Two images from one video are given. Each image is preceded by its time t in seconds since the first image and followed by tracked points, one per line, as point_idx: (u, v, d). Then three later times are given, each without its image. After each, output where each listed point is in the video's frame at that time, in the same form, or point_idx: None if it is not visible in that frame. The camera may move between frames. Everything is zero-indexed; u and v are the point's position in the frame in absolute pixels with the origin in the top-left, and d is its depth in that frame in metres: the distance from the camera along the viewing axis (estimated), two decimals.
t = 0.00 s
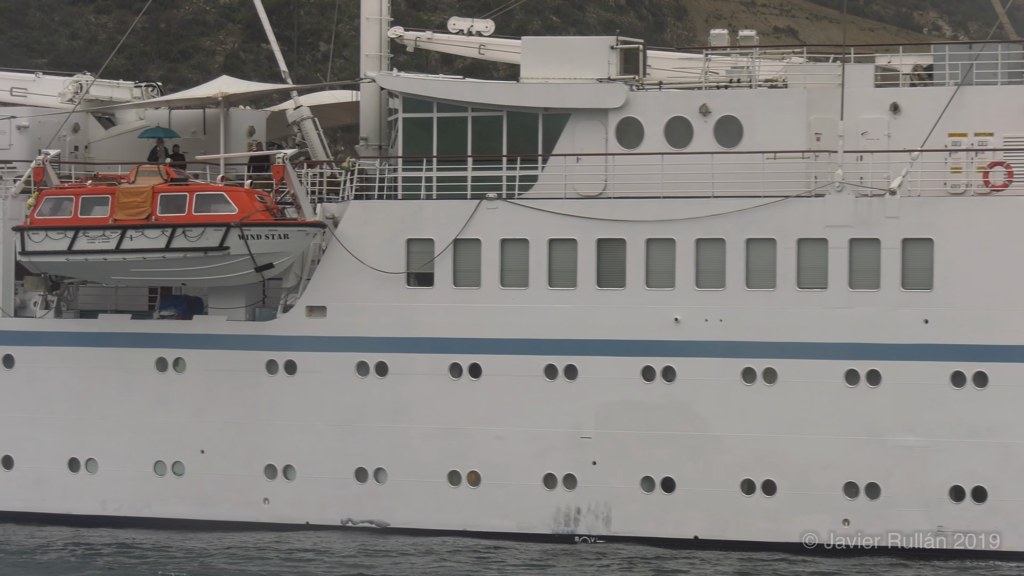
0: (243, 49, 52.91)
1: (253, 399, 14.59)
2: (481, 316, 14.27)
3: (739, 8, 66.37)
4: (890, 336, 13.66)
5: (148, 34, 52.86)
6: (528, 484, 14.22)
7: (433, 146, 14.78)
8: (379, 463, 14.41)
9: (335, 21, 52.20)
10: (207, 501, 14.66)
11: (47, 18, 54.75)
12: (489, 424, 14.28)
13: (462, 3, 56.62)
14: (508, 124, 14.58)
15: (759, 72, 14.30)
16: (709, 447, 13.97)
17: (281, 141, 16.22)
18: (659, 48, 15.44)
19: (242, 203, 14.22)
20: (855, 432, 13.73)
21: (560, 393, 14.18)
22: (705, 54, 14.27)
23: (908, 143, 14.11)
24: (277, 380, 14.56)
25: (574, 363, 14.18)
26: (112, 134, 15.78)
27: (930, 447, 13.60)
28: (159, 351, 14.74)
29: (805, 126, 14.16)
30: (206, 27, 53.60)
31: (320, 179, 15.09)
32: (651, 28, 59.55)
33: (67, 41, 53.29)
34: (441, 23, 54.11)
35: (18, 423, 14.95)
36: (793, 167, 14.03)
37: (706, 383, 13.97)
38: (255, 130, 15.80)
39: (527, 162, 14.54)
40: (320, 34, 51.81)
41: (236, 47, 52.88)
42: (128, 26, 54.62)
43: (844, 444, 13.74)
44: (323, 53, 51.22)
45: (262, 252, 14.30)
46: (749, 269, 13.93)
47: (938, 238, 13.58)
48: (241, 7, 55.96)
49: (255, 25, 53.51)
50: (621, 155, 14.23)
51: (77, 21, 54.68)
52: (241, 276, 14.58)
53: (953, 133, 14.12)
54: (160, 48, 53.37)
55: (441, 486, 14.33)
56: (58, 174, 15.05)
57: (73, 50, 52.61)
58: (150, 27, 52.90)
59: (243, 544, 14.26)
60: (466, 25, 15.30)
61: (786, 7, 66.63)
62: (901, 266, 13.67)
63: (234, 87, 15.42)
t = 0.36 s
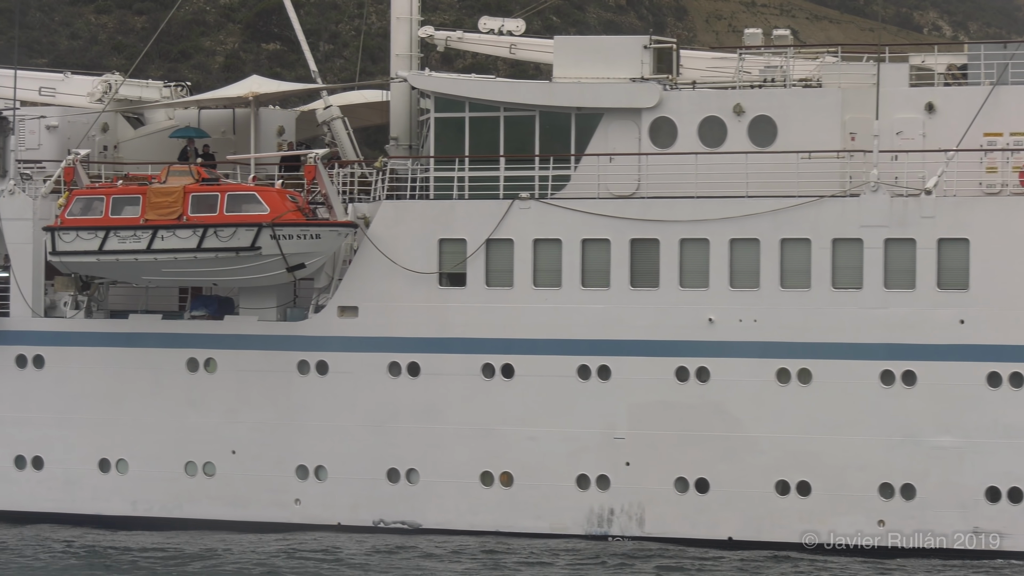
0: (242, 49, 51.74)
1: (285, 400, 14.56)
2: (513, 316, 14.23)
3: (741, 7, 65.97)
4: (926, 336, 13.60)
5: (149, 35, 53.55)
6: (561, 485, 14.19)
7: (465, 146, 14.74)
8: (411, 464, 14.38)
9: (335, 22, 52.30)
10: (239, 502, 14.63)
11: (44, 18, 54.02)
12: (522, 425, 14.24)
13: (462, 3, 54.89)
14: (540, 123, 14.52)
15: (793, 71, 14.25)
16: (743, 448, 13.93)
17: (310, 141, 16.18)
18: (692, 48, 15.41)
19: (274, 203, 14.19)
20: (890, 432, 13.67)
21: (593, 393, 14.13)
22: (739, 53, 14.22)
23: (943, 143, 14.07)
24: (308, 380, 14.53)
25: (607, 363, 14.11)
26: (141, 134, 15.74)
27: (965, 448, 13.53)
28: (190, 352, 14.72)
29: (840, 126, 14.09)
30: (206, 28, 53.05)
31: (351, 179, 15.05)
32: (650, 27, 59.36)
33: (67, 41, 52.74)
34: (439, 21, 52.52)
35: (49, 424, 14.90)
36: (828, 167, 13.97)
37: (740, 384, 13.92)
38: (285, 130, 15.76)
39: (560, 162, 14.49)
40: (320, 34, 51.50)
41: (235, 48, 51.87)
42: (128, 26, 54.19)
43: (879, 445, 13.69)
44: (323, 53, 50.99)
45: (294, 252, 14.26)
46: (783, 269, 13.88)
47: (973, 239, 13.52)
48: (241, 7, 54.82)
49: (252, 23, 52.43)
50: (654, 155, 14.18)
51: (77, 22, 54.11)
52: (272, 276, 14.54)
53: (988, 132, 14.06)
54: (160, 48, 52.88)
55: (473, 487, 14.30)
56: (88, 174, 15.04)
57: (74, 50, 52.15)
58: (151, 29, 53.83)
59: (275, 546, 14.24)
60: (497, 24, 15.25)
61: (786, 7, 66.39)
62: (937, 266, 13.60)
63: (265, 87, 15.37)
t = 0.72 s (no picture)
0: (242, 49, 50.76)
1: (316, 400, 14.52)
2: (547, 316, 14.19)
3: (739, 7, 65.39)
4: (962, 336, 13.52)
5: (149, 34, 52.76)
6: (595, 485, 14.15)
7: (498, 146, 14.70)
8: (444, 465, 14.33)
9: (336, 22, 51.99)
10: (271, 503, 14.59)
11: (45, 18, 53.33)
12: (555, 425, 14.20)
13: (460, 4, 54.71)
14: (573, 123, 14.48)
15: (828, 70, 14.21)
16: (778, 449, 13.88)
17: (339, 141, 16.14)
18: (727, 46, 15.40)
19: (306, 203, 14.15)
20: (925, 433, 13.59)
21: (627, 394, 14.08)
22: (774, 52, 14.18)
23: (979, 143, 14.02)
24: (340, 381, 14.49)
25: (641, 363, 14.07)
26: (171, 133, 15.72)
27: (1002, 448, 13.43)
28: (221, 352, 14.68)
29: (875, 125, 14.04)
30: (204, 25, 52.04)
31: (382, 178, 15.01)
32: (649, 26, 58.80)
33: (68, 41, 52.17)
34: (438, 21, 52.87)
35: (79, 424, 14.84)
36: (863, 166, 13.92)
37: (775, 384, 13.87)
38: (314, 129, 15.73)
39: (593, 161, 14.45)
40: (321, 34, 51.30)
41: (235, 48, 51.07)
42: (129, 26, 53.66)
43: (914, 446, 13.61)
44: (323, 53, 50.74)
45: (327, 252, 14.21)
46: (817, 269, 13.82)
47: (1010, 238, 13.45)
48: (241, 7, 53.59)
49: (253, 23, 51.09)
50: (688, 154, 14.13)
51: (77, 21, 53.12)
52: (304, 276, 14.50)
53: None
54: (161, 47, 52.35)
55: (506, 487, 14.26)
56: (119, 174, 15.00)
57: (75, 50, 51.50)
58: (151, 27, 52.97)
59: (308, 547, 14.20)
60: (528, 24, 15.22)
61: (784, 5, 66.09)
62: (973, 266, 13.52)
63: (295, 86, 15.35)
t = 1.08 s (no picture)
0: (243, 49, 50.24)
1: (348, 400, 14.48)
2: (580, 316, 14.14)
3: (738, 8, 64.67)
4: (998, 336, 13.44)
5: (149, 34, 51.82)
6: (629, 486, 14.10)
7: (530, 145, 14.66)
8: (477, 465, 14.29)
9: (336, 22, 51.69)
10: (303, 503, 14.55)
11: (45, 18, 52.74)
12: (589, 425, 14.15)
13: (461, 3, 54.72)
14: (607, 122, 14.44)
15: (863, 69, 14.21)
16: (813, 449, 13.83)
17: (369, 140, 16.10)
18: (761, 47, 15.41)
19: (338, 202, 14.11)
20: (961, 433, 13.51)
21: (661, 394, 14.03)
22: (810, 51, 14.19)
23: (1015, 142, 13.98)
24: (372, 381, 14.45)
25: (675, 363, 14.02)
26: (201, 133, 15.70)
27: None
28: (253, 352, 14.64)
29: (910, 124, 14.04)
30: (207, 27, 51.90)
31: (414, 178, 14.98)
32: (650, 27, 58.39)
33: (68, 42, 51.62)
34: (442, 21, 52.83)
35: (110, 424, 14.80)
36: (899, 166, 13.87)
37: (810, 385, 13.81)
38: (345, 129, 15.69)
39: (627, 161, 14.40)
40: (321, 34, 51.00)
41: (236, 47, 50.36)
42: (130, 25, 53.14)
43: (950, 447, 13.54)
44: (324, 53, 50.57)
45: (359, 251, 14.17)
46: (852, 269, 13.75)
47: None
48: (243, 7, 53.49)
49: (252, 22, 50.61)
50: (723, 154, 14.10)
51: (78, 21, 52.41)
52: (336, 276, 14.46)
53: None
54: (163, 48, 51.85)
55: (539, 488, 14.21)
56: (149, 174, 14.97)
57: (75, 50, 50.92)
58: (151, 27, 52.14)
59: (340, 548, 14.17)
60: (559, 23, 15.23)
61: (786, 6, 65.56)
62: (1010, 266, 13.43)
63: (326, 86, 15.32)
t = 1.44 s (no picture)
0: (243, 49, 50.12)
1: (380, 400, 14.44)
2: (614, 317, 14.10)
3: (739, 6, 63.27)
4: None
5: (149, 34, 51.62)
6: (662, 487, 14.05)
7: (563, 145, 14.62)
8: (510, 466, 14.25)
9: (335, 22, 51.61)
10: (334, 504, 14.51)
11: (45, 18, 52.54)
12: (622, 426, 14.10)
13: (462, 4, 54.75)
14: (640, 121, 14.38)
15: (898, 68, 14.17)
16: (848, 450, 13.77)
17: (398, 140, 16.07)
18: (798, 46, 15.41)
19: (370, 202, 14.07)
20: (998, 434, 13.43)
21: (695, 395, 13.98)
22: (845, 50, 14.27)
23: None
24: (404, 381, 14.41)
25: (709, 363, 13.96)
26: (230, 133, 15.67)
27: None
28: (284, 352, 14.60)
29: (946, 124, 13.99)
30: (206, 27, 51.63)
31: (445, 178, 14.94)
32: (653, 27, 58.15)
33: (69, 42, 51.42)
34: (441, 22, 53.04)
35: (141, 424, 14.77)
36: (934, 166, 13.81)
37: (845, 385, 13.75)
38: (375, 128, 15.66)
39: (660, 160, 14.35)
40: (321, 34, 50.98)
41: (236, 48, 50.31)
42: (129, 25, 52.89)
43: (986, 448, 13.46)
44: (324, 53, 50.48)
45: (391, 252, 14.13)
46: (888, 269, 13.69)
47: None
48: (241, 7, 53.28)
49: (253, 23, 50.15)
50: (757, 154, 14.06)
51: (78, 21, 52.23)
52: (368, 276, 14.43)
53: None
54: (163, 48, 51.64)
55: (572, 488, 14.18)
56: (180, 173, 14.94)
57: (75, 49, 50.73)
58: (151, 27, 51.91)
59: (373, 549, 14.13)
60: (591, 21, 15.09)
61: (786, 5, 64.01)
62: None
63: (357, 85, 15.28)
